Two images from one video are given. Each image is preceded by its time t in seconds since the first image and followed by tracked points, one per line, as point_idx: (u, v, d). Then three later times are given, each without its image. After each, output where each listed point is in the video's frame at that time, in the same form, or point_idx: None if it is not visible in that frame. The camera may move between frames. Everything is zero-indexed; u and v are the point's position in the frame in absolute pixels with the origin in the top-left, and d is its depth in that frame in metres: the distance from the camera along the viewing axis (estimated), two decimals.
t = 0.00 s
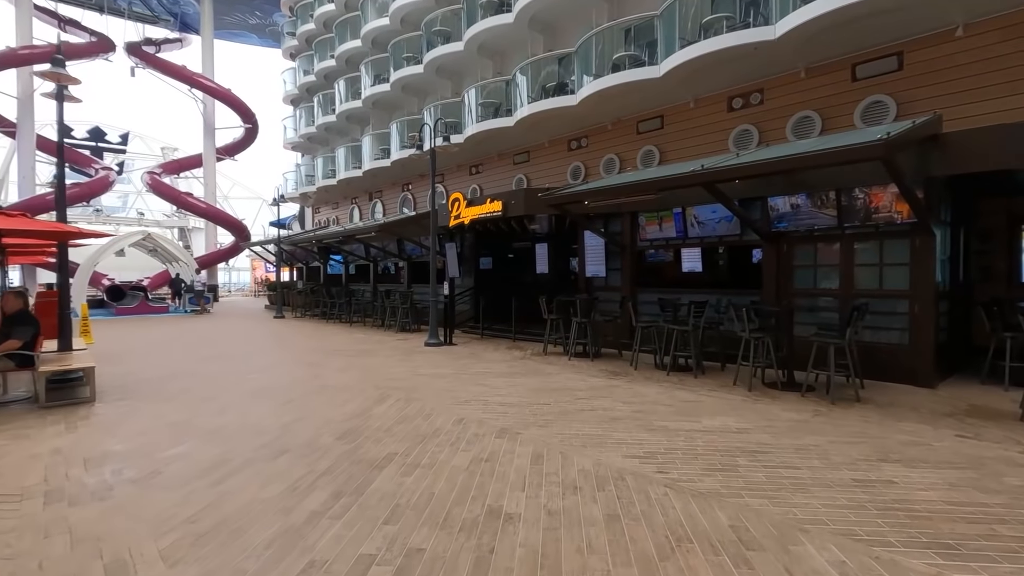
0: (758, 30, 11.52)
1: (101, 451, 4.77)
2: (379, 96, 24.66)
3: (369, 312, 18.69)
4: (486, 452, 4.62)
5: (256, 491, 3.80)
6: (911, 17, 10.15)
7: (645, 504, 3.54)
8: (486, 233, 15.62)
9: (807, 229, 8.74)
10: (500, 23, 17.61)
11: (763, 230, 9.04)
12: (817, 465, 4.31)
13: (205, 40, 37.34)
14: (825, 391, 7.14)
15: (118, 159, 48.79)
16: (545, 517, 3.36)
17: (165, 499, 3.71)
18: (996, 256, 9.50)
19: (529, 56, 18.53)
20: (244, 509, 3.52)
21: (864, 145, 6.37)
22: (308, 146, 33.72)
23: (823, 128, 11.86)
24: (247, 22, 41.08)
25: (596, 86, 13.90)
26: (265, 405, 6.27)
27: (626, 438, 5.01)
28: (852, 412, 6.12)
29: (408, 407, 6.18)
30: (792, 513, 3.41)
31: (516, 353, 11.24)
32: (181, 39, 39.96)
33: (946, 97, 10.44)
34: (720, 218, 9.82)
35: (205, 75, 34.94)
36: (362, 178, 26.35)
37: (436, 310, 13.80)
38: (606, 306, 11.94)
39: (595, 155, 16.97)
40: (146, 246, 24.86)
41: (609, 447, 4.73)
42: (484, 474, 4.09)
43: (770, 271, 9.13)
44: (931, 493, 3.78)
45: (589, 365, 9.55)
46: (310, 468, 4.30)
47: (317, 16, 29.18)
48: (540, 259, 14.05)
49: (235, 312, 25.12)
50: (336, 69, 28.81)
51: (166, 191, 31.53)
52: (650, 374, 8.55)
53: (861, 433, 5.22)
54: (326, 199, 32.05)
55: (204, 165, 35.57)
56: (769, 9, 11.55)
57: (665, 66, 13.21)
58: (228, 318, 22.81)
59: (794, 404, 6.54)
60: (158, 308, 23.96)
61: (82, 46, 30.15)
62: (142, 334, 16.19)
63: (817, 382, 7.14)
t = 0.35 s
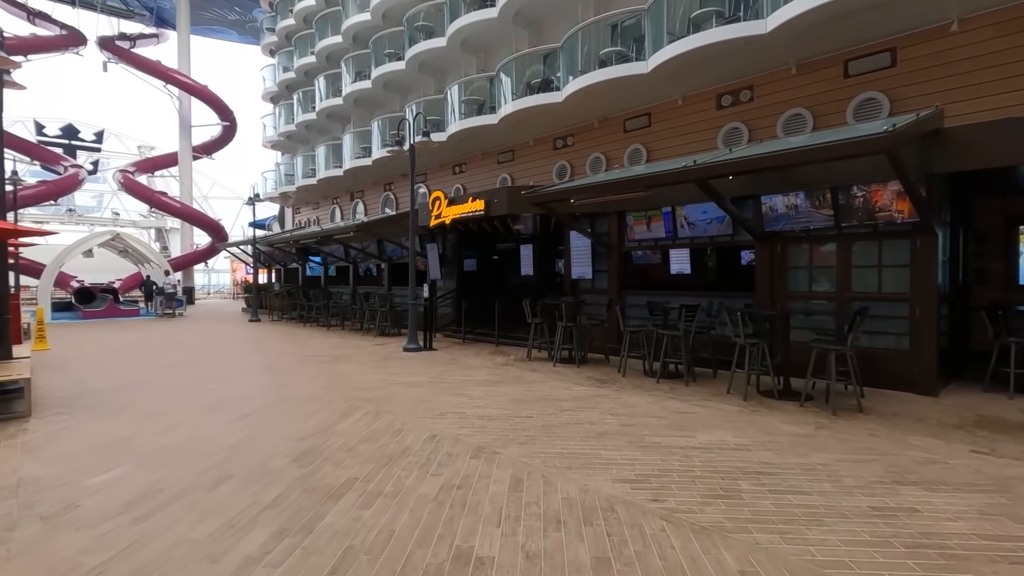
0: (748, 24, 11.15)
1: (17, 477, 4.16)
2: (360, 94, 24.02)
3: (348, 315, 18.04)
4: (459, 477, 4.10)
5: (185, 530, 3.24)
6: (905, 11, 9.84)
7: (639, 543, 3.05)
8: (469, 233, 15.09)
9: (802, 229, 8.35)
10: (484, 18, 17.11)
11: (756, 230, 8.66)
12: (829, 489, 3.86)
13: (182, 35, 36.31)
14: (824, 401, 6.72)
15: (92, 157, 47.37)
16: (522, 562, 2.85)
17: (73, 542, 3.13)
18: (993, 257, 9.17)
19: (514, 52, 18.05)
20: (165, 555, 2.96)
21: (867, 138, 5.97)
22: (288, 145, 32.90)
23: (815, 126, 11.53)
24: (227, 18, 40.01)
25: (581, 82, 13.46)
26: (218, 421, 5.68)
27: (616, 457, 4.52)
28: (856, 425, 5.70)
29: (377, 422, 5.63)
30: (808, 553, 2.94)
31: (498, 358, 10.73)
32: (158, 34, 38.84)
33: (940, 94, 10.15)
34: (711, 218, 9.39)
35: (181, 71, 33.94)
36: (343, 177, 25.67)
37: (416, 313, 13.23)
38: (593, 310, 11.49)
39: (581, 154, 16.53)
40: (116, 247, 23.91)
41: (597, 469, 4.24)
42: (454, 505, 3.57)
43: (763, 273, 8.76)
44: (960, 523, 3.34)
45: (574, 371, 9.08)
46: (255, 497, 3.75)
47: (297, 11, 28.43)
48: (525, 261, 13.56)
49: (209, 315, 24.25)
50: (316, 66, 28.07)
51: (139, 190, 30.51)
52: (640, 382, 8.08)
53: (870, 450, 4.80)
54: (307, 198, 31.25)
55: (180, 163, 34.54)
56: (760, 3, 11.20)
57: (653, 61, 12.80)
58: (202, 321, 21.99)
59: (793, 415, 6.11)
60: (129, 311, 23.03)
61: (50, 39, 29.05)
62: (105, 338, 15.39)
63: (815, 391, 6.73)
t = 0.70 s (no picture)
0: (746, 18, 10.76)
1: None
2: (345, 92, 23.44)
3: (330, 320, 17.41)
4: (436, 510, 3.57)
5: None
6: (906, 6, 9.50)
7: None
8: (456, 235, 14.58)
9: (803, 230, 7.95)
10: (471, 14, 16.65)
11: (755, 232, 8.25)
12: (855, 523, 3.40)
13: (163, 33, 35.50)
14: (834, 413, 6.28)
15: (71, 157, 46.23)
16: None
17: None
18: (997, 261, 8.82)
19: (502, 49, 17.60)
20: None
21: (882, 132, 5.55)
22: (272, 145, 32.21)
23: (812, 125, 11.16)
24: (210, 15, 39.09)
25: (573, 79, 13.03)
26: (169, 442, 5.10)
27: (613, 483, 4.03)
28: (871, 441, 5.25)
29: (347, 442, 5.08)
30: None
31: (485, 366, 10.21)
32: (138, 32, 37.96)
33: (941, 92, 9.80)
34: (708, 219, 8.97)
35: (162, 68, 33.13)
36: (328, 178, 25.03)
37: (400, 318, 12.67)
38: (584, 315, 11.03)
39: (572, 154, 16.09)
40: (89, 249, 23.06)
41: (592, 499, 3.74)
42: (426, 548, 3.05)
43: (763, 277, 8.36)
44: (1012, 568, 2.88)
45: (565, 380, 8.59)
46: (192, 539, 3.20)
47: (281, 8, 27.81)
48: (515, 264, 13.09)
49: (187, 320, 23.44)
50: (301, 64, 27.45)
51: (116, 190, 29.61)
52: (635, 392, 7.61)
53: (891, 473, 4.34)
54: (291, 200, 30.56)
55: (160, 163, 33.68)
56: None
57: (646, 58, 12.38)
58: (178, 326, 21.20)
59: (801, 431, 5.66)
60: (101, 315, 22.15)
61: (23, 34, 28.15)
62: (72, 344, 14.64)
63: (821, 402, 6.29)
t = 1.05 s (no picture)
0: (747, 11, 10.29)
1: None
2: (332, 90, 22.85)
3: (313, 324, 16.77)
4: (409, 555, 3.06)
5: None
6: None
7: None
8: (445, 237, 14.05)
9: (811, 231, 7.49)
10: (461, 8, 16.14)
11: (760, 233, 7.79)
12: (898, 572, 2.91)
13: (146, 29, 34.66)
14: (849, 429, 5.81)
15: (51, 156, 45.12)
16: None
17: None
18: (1008, 264, 8.34)
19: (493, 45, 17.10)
20: None
21: (906, 124, 5.09)
22: (258, 144, 31.51)
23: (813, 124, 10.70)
24: (195, 11, 38.14)
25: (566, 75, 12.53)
26: (114, 467, 4.53)
27: (614, 519, 3.52)
28: (894, 463, 4.78)
29: (316, 467, 4.54)
30: None
31: (473, 374, 9.66)
32: (121, 27, 37.05)
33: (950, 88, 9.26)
34: (709, 219, 8.50)
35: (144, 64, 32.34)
36: (314, 177, 24.38)
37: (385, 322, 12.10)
38: (578, 320, 10.55)
39: (565, 153, 15.61)
40: (65, 249, 22.25)
41: (592, 541, 3.22)
42: None
43: (767, 281, 7.89)
44: None
45: (557, 390, 8.08)
46: None
47: (267, 4, 27.15)
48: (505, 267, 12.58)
49: (167, 323, 22.67)
50: (287, 61, 26.81)
51: (95, 188, 28.77)
52: (633, 404, 7.11)
53: (925, 504, 3.87)
54: (277, 200, 29.86)
55: (142, 162, 32.84)
56: None
57: (642, 53, 11.90)
58: (157, 329, 20.46)
59: (816, 449, 5.19)
60: (76, 318, 21.34)
61: None
62: (41, 350, 13.94)
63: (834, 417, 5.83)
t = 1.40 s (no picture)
0: None
1: None
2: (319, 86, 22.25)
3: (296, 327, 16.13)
4: None
5: None
6: None
7: None
8: (433, 236, 13.51)
9: (821, 229, 7.02)
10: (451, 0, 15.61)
11: (766, 232, 7.32)
12: None
13: (128, 24, 33.80)
14: (868, 443, 5.34)
15: (31, 154, 44.00)
16: None
17: None
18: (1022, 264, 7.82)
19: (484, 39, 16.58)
20: None
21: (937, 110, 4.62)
22: (244, 142, 30.80)
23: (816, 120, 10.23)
24: (181, 7, 37.28)
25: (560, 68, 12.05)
26: (46, 494, 3.97)
27: (618, 558, 3.02)
28: (925, 484, 4.31)
29: (279, 493, 4.00)
30: None
31: (461, 380, 9.12)
32: (103, 23, 36.14)
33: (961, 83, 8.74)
34: (711, 216, 8.01)
35: (126, 60, 31.54)
36: (300, 176, 23.73)
37: (369, 324, 11.51)
38: (571, 323, 10.05)
39: (558, 150, 15.12)
40: (39, 249, 21.44)
41: None
42: None
43: (773, 282, 7.43)
44: None
45: (550, 398, 7.56)
46: None
47: None
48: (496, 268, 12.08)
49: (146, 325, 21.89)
50: (273, 56, 26.16)
51: (73, 187, 27.95)
52: (632, 414, 6.61)
53: (971, 536, 3.39)
54: (263, 199, 29.14)
55: (124, 160, 31.99)
56: None
57: (639, 45, 11.41)
58: (135, 332, 19.70)
59: (835, 467, 4.71)
60: (49, 321, 20.51)
61: None
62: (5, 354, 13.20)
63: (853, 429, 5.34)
